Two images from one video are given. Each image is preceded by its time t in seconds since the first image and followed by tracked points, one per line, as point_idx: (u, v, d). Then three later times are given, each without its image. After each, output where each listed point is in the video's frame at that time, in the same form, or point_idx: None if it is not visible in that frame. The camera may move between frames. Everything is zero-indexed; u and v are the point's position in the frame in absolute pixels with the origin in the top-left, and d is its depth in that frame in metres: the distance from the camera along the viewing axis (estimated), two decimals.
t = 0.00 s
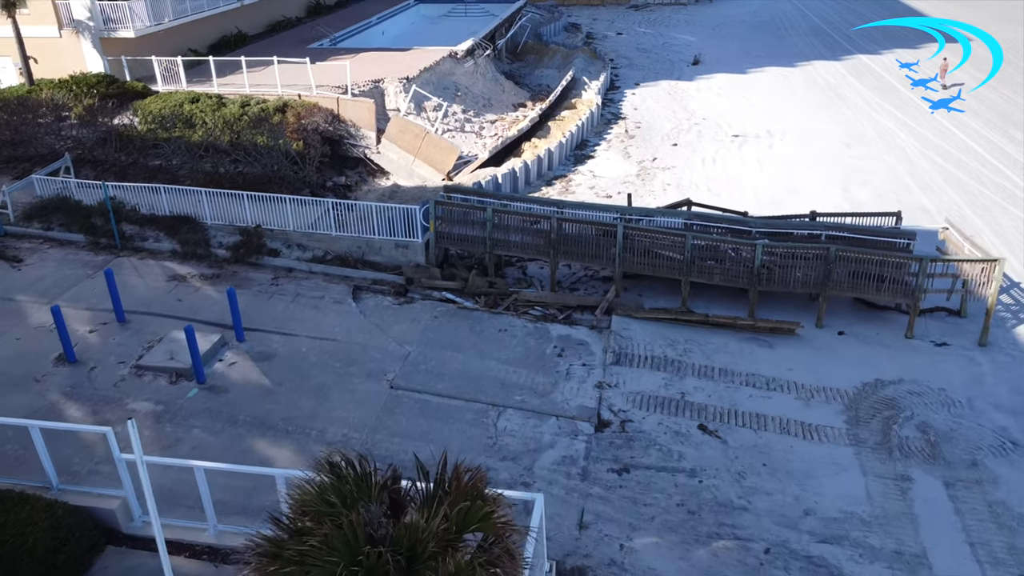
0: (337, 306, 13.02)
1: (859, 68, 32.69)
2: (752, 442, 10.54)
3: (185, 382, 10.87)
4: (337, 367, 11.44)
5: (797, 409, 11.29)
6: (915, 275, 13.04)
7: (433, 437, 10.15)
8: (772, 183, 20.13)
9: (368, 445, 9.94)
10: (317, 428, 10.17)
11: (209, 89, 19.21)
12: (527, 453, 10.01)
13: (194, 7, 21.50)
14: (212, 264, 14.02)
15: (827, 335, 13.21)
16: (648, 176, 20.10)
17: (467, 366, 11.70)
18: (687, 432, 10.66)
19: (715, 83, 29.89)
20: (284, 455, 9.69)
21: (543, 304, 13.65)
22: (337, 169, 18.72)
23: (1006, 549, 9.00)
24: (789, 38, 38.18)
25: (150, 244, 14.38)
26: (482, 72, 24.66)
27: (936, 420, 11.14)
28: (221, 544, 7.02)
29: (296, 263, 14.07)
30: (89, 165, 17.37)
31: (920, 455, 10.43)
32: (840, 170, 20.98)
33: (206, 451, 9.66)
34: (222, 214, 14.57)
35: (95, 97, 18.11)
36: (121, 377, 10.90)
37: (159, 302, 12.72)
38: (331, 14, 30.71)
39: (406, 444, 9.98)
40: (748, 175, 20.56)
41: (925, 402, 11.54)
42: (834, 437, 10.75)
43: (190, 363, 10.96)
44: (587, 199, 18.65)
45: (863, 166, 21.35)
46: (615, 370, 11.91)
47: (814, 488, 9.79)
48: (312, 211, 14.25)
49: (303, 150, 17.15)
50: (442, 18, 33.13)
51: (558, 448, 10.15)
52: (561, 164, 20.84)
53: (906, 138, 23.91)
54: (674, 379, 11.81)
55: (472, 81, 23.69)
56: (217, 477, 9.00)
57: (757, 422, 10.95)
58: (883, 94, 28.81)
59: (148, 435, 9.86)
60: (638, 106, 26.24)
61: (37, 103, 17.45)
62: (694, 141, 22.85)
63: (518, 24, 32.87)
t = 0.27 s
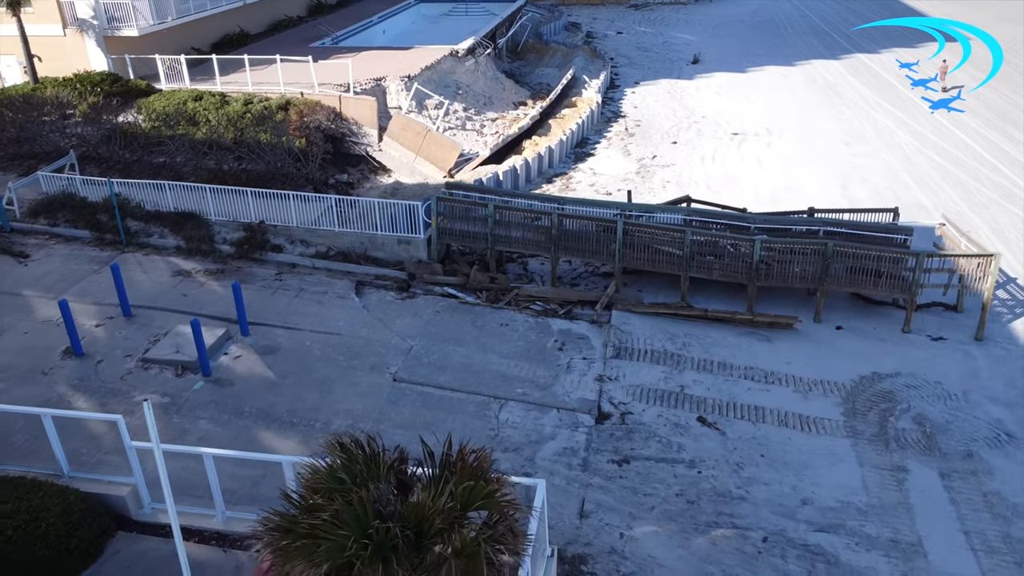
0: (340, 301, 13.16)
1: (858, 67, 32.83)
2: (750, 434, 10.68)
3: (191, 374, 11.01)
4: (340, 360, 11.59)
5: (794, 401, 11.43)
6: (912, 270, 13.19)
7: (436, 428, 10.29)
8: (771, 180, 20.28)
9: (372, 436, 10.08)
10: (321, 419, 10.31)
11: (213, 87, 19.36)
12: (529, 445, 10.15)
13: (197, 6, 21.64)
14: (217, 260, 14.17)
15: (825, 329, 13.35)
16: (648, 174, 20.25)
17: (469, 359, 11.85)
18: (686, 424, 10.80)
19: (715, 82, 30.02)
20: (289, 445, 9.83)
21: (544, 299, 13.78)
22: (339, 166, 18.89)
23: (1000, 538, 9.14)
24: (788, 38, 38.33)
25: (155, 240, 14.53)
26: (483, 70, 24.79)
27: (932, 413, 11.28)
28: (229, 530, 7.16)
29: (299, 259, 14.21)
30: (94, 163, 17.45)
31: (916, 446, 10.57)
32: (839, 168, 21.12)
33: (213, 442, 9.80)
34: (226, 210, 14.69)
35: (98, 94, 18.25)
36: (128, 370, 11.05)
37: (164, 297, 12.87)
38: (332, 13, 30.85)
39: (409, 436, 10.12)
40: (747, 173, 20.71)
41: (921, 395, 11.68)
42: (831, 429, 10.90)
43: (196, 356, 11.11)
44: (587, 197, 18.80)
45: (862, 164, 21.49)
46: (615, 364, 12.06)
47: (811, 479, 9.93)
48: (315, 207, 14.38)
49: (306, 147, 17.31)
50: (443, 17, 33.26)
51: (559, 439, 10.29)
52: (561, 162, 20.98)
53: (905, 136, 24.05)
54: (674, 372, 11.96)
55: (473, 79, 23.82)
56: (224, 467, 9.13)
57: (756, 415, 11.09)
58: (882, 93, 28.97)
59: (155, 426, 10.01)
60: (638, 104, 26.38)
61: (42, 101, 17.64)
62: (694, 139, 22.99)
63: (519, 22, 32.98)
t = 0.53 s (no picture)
0: (343, 298, 13.25)
1: (858, 67, 32.92)
2: (750, 429, 10.77)
3: (195, 370, 11.10)
4: (343, 356, 11.68)
5: (794, 397, 11.53)
6: (910, 267, 13.29)
7: (438, 423, 10.38)
8: (770, 179, 20.38)
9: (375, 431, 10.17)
10: (325, 414, 10.40)
11: (215, 86, 19.45)
12: (530, 439, 10.24)
13: (199, 5, 21.74)
14: (220, 257, 14.26)
15: (824, 326, 13.45)
16: (648, 172, 20.35)
17: (471, 355, 11.94)
18: (686, 420, 10.89)
19: (714, 81, 30.11)
20: (293, 440, 9.92)
21: (545, 296, 13.88)
22: (341, 164, 19.05)
23: (997, 531, 9.23)
24: (788, 37, 38.41)
25: (159, 238, 14.62)
26: (484, 69, 24.87)
27: (930, 409, 11.38)
28: (235, 522, 7.25)
29: (302, 257, 14.30)
30: (97, 160, 17.63)
31: (914, 442, 10.67)
32: (837, 167, 21.23)
33: (217, 437, 9.89)
34: (229, 208, 14.78)
35: (101, 93, 18.34)
36: (132, 366, 11.14)
37: (168, 294, 12.96)
38: (333, 12, 30.93)
39: (411, 431, 10.21)
40: (747, 171, 20.82)
41: (919, 391, 11.77)
42: (830, 424, 10.99)
43: (200, 352, 11.19)
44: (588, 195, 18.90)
45: (861, 163, 21.60)
46: (615, 360, 12.15)
47: (810, 473, 10.02)
48: (318, 205, 14.47)
49: (308, 146, 17.42)
50: (444, 17, 33.33)
51: (560, 434, 10.38)
52: (562, 161, 21.07)
53: (904, 136, 24.15)
54: (674, 368, 12.06)
55: (473, 79, 23.90)
56: (229, 461, 9.22)
57: (755, 410, 11.18)
58: (881, 92, 29.08)
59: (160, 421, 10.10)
60: (638, 104, 26.47)
61: (46, 99, 17.74)
62: (694, 138, 23.09)
63: (519, 21, 33.02)
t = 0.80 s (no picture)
0: (345, 296, 13.29)
1: (858, 66, 32.95)
2: (750, 427, 10.81)
3: (197, 368, 11.14)
4: (345, 354, 11.71)
5: (794, 394, 11.57)
6: (910, 265, 13.33)
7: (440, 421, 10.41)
8: (770, 178, 20.43)
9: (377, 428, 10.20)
10: (327, 412, 10.44)
11: (216, 85, 19.48)
12: (532, 437, 10.27)
13: (200, 5, 21.80)
14: (222, 256, 14.29)
15: (824, 324, 13.48)
16: (649, 171, 20.38)
17: (472, 353, 11.98)
18: (687, 417, 10.93)
19: (715, 81, 30.14)
20: (295, 437, 9.95)
21: (546, 294, 13.91)
22: (342, 164, 19.18)
23: (997, 528, 9.26)
24: (788, 37, 38.45)
25: (161, 236, 14.66)
26: (484, 68, 24.91)
27: (930, 406, 11.41)
28: (238, 518, 7.28)
29: (303, 255, 14.34)
30: (99, 160, 17.74)
31: (914, 439, 10.71)
32: (837, 166, 21.27)
33: (220, 434, 9.92)
34: (231, 207, 14.81)
35: (103, 92, 18.37)
36: (135, 364, 11.18)
37: (170, 292, 13.00)
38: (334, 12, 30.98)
39: (413, 427, 10.24)
40: (747, 170, 20.86)
41: (919, 389, 11.80)
42: (831, 421, 11.02)
43: (202, 350, 11.23)
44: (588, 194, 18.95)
45: (861, 162, 21.64)
46: (616, 358, 12.19)
47: (810, 470, 10.06)
48: (319, 203, 14.50)
49: (310, 144, 17.38)
50: (444, 16, 33.35)
51: (561, 432, 10.42)
52: (562, 160, 21.10)
53: (904, 135, 24.19)
54: (675, 366, 12.09)
55: (474, 78, 23.92)
56: (232, 458, 9.26)
57: (756, 408, 11.22)
58: (881, 92, 29.10)
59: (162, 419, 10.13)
60: (638, 103, 26.50)
61: (48, 99, 17.77)
62: (694, 137, 23.13)
63: (520, 21, 33.01)
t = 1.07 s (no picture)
0: (345, 299, 13.21)
1: (858, 66, 32.89)
2: (753, 431, 10.73)
3: (196, 371, 11.05)
4: (345, 357, 11.63)
5: (797, 398, 11.49)
6: (913, 267, 13.25)
7: (441, 425, 10.33)
8: (771, 179, 20.35)
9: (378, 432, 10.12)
10: (327, 416, 10.35)
11: (215, 86, 19.40)
12: (533, 441, 10.19)
13: (199, 5, 21.75)
14: (221, 258, 14.21)
15: (827, 326, 13.40)
16: (649, 172, 20.30)
17: (473, 356, 11.90)
18: (689, 421, 10.85)
19: (715, 81, 30.05)
20: (295, 442, 9.87)
21: (547, 296, 13.84)
22: (342, 164, 19.04)
23: (1003, 533, 9.19)
24: (788, 37, 38.36)
25: (159, 238, 14.58)
26: (484, 69, 24.82)
27: (934, 410, 11.33)
28: (237, 525, 7.20)
29: (303, 257, 14.25)
30: (97, 160, 17.50)
31: (918, 443, 10.63)
32: (838, 166, 21.20)
33: (219, 439, 9.84)
34: (230, 208, 14.74)
35: (102, 92, 18.40)
36: (133, 367, 11.09)
37: (169, 294, 12.92)
38: (333, 12, 30.90)
39: (414, 432, 10.16)
40: (748, 171, 20.79)
41: (923, 392, 11.72)
42: (834, 425, 10.95)
43: (201, 353, 11.15)
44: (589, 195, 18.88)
45: (862, 162, 21.57)
46: (618, 361, 12.11)
47: (814, 474, 9.98)
48: (319, 205, 14.43)
49: (309, 146, 17.53)
50: (444, 16, 33.26)
51: (563, 436, 10.34)
52: (563, 161, 21.02)
53: (904, 135, 24.11)
54: (677, 369, 12.01)
55: (474, 78, 23.83)
56: (231, 463, 9.18)
57: (758, 411, 11.14)
58: (881, 92, 29.03)
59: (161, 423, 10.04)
60: (639, 103, 26.42)
61: (46, 99, 17.72)
62: (695, 137, 23.05)
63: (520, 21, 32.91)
